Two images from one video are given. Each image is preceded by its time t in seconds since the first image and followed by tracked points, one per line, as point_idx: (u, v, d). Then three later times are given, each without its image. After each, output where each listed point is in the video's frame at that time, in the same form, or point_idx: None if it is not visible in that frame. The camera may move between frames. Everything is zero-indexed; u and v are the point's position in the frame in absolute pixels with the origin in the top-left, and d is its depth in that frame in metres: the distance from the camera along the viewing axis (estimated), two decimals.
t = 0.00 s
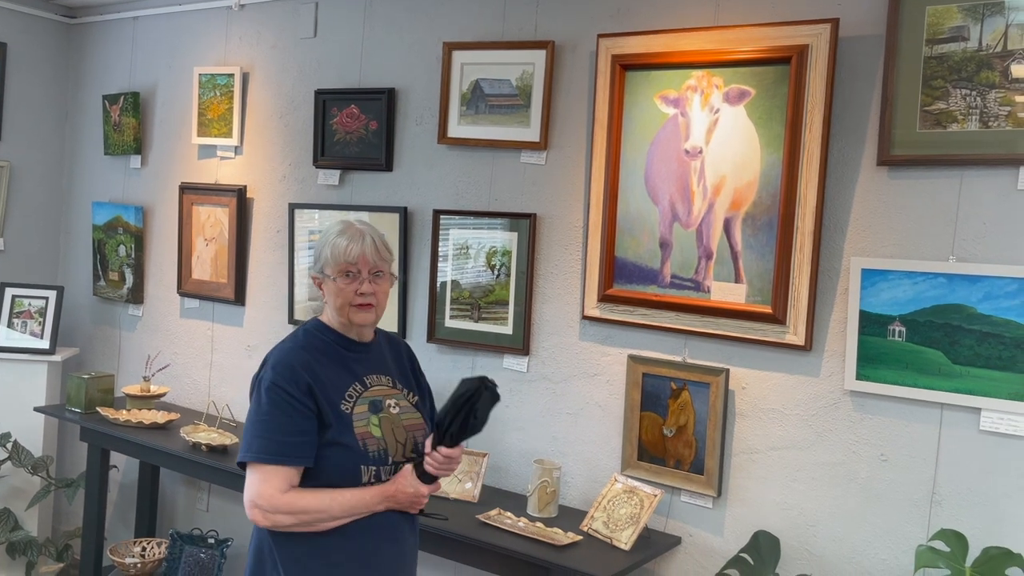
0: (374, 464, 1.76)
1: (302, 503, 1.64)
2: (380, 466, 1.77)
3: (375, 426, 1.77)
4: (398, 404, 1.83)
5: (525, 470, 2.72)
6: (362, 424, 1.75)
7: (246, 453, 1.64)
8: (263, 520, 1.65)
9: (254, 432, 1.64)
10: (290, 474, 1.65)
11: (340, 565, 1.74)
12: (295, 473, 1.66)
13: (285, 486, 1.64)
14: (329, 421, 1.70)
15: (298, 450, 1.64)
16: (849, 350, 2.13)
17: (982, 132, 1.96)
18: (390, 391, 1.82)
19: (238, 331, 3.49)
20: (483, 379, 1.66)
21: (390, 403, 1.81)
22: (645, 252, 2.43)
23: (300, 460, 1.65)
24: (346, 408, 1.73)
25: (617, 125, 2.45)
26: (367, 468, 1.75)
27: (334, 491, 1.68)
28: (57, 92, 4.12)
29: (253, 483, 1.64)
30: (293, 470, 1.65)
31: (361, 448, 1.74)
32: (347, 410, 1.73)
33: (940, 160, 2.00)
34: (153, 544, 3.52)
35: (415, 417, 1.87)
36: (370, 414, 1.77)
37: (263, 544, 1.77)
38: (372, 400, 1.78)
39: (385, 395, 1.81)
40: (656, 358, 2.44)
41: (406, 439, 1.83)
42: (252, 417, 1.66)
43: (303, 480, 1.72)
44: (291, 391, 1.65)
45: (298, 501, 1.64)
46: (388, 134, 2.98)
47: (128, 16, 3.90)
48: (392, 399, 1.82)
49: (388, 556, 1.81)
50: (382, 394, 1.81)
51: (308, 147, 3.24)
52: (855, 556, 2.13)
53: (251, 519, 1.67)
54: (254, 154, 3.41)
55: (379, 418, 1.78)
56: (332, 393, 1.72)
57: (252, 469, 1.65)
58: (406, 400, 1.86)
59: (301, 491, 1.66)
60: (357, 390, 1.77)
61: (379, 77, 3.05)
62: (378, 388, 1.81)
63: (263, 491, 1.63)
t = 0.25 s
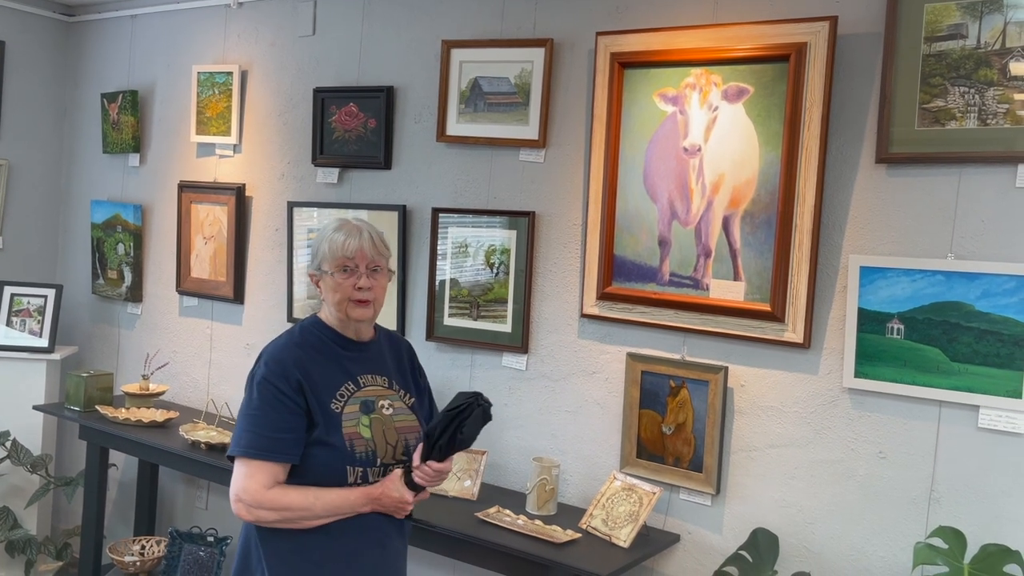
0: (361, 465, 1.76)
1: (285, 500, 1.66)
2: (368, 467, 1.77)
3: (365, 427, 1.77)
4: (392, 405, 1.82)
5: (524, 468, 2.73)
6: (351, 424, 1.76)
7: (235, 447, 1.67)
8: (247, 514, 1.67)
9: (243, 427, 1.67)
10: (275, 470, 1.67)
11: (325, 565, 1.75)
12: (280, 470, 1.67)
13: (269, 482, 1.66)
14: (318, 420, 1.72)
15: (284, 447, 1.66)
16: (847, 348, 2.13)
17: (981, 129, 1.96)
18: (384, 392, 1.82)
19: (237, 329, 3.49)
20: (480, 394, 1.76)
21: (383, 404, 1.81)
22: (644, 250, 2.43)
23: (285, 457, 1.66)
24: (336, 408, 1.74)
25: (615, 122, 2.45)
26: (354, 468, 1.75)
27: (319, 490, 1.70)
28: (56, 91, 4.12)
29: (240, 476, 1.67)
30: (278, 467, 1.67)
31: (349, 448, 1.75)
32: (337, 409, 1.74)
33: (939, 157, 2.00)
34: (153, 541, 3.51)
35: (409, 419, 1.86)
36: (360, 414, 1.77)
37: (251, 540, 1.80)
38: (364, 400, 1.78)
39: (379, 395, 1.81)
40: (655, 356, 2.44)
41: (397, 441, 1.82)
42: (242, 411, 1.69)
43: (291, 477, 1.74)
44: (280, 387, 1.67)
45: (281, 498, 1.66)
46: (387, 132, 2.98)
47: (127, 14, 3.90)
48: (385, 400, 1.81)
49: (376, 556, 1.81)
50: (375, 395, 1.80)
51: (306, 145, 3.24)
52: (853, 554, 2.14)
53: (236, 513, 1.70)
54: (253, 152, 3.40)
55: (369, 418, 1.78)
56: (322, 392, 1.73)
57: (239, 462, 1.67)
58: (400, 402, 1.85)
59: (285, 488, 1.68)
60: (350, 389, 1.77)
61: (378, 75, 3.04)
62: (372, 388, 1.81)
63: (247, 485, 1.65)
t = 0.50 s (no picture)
0: (354, 465, 1.76)
1: (276, 499, 1.66)
2: (361, 467, 1.77)
3: (359, 427, 1.77)
4: (387, 405, 1.82)
5: (523, 467, 2.73)
6: (345, 424, 1.75)
7: (228, 444, 1.67)
8: (238, 512, 1.67)
9: (236, 424, 1.67)
10: (267, 469, 1.67)
11: (320, 564, 1.76)
12: (273, 469, 1.68)
13: (260, 481, 1.66)
14: (312, 419, 1.72)
15: (276, 445, 1.67)
16: (847, 346, 2.13)
17: (981, 128, 1.96)
18: (380, 392, 1.82)
19: (236, 328, 3.49)
20: (459, 398, 1.79)
21: (378, 404, 1.80)
22: (644, 249, 2.43)
23: (276, 456, 1.67)
24: (331, 407, 1.74)
25: (615, 121, 2.45)
26: (347, 468, 1.75)
27: (311, 489, 1.69)
28: (55, 90, 4.11)
29: (232, 474, 1.67)
30: (270, 466, 1.67)
31: (342, 448, 1.74)
32: (331, 409, 1.74)
33: (938, 156, 2.00)
34: (153, 541, 3.52)
35: (404, 419, 1.86)
36: (355, 414, 1.77)
37: (245, 539, 1.80)
38: (359, 400, 1.78)
39: (374, 395, 1.81)
40: (654, 355, 2.44)
41: (391, 441, 1.82)
42: (236, 409, 1.69)
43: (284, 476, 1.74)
44: (274, 385, 1.68)
45: (272, 497, 1.66)
46: (387, 131, 2.98)
47: (125, 13, 3.90)
48: (380, 400, 1.81)
49: (370, 556, 1.81)
50: (371, 394, 1.80)
51: (306, 144, 3.24)
52: (853, 552, 2.14)
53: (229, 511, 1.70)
54: (252, 151, 3.40)
55: (364, 418, 1.78)
56: (316, 391, 1.73)
57: (232, 459, 1.68)
58: (396, 402, 1.85)
59: (277, 487, 1.68)
60: (344, 389, 1.77)
61: (377, 74, 3.04)
62: (367, 387, 1.80)
63: (239, 483, 1.66)
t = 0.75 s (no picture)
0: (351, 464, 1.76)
1: (271, 498, 1.66)
2: (358, 467, 1.77)
3: (356, 426, 1.77)
4: (384, 404, 1.82)
5: (524, 465, 2.73)
6: (342, 423, 1.75)
7: (223, 443, 1.67)
8: (235, 512, 1.68)
9: (232, 424, 1.67)
10: (263, 469, 1.67)
11: (319, 563, 1.76)
12: (270, 469, 1.68)
13: (257, 480, 1.66)
14: (308, 418, 1.72)
15: (272, 445, 1.67)
16: (847, 345, 2.13)
17: (981, 126, 1.96)
18: (376, 391, 1.82)
19: (237, 327, 3.49)
20: (453, 393, 1.77)
21: (375, 403, 1.80)
22: (643, 248, 2.43)
23: (273, 455, 1.67)
24: (327, 406, 1.74)
25: (615, 120, 2.45)
26: (344, 467, 1.76)
27: (307, 489, 1.69)
28: (55, 90, 4.11)
29: (228, 474, 1.67)
30: (267, 466, 1.67)
31: (339, 447, 1.75)
32: (328, 408, 1.74)
33: (939, 154, 2.00)
34: (153, 540, 3.55)
35: (401, 418, 1.86)
36: (352, 413, 1.77)
37: (242, 539, 1.80)
38: (355, 399, 1.78)
39: (370, 394, 1.81)
40: (655, 353, 2.44)
41: (388, 440, 1.82)
42: (232, 409, 1.69)
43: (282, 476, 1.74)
44: (270, 385, 1.68)
45: (268, 496, 1.66)
46: (387, 130, 2.98)
47: (125, 12, 3.90)
48: (377, 400, 1.81)
49: (370, 554, 1.81)
50: (367, 394, 1.80)
51: (306, 143, 3.24)
52: (853, 550, 2.14)
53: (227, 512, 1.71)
54: (252, 150, 3.40)
55: (361, 418, 1.78)
56: (313, 390, 1.73)
57: (228, 460, 1.68)
58: (393, 401, 1.85)
59: (273, 486, 1.67)
60: (340, 388, 1.77)
61: (377, 73, 3.04)
62: (363, 387, 1.80)
63: (235, 483, 1.66)
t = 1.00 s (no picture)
0: (353, 462, 1.77)
1: (259, 495, 1.63)
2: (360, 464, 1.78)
3: (356, 423, 1.77)
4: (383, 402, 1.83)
5: (525, 464, 2.73)
6: (343, 420, 1.76)
7: (222, 444, 1.67)
8: (233, 513, 1.67)
9: (230, 425, 1.67)
10: (260, 468, 1.66)
11: (321, 564, 1.76)
12: (268, 468, 1.67)
13: (249, 477, 1.65)
14: (308, 417, 1.72)
15: (271, 445, 1.67)
16: (848, 344, 2.13)
17: (982, 125, 1.96)
18: (375, 389, 1.82)
19: (237, 327, 3.49)
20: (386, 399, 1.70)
21: (375, 401, 1.81)
22: (645, 247, 2.43)
23: (273, 455, 1.67)
24: (328, 404, 1.74)
25: (615, 119, 2.45)
26: (346, 464, 1.76)
27: (294, 484, 1.64)
28: (55, 90, 4.11)
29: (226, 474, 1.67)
30: (265, 465, 1.67)
31: (341, 445, 1.75)
32: (328, 406, 1.74)
33: (940, 153, 2.00)
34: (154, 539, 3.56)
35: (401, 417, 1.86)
36: (352, 411, 1.77)
37: (242, 538, 1.80)
38: (355, 397, 1.78)
39: (370, 392, 1.81)
40: (656, 353, 2.44)
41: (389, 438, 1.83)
42: (230, 409, 1.69)
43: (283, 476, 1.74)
44: (268, 385, 1.68)
45: (257, 493, 1.63)
46: (387, 130, 2.98)
47: (125, 12, 3.90)
48: (377, 397, 1.81)
49: (370, 554, 1.81)
50: (366, 391, 1.80)
51: (306, 143, 3.24)
52: (854, 549, 2.14)
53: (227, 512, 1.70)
54: (253, 150, 3.40)
55: (362, 415, 1.78)
56: (312, 389, 1.73)
57: (227, 460, 1.68)
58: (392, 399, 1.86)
59: (265, 484, 1.65)
60: (340, 386, 1.77)
61: (377, 73, 3.04)
62: (362, 385, 1.81)
63: (231, 482, 1.65)
